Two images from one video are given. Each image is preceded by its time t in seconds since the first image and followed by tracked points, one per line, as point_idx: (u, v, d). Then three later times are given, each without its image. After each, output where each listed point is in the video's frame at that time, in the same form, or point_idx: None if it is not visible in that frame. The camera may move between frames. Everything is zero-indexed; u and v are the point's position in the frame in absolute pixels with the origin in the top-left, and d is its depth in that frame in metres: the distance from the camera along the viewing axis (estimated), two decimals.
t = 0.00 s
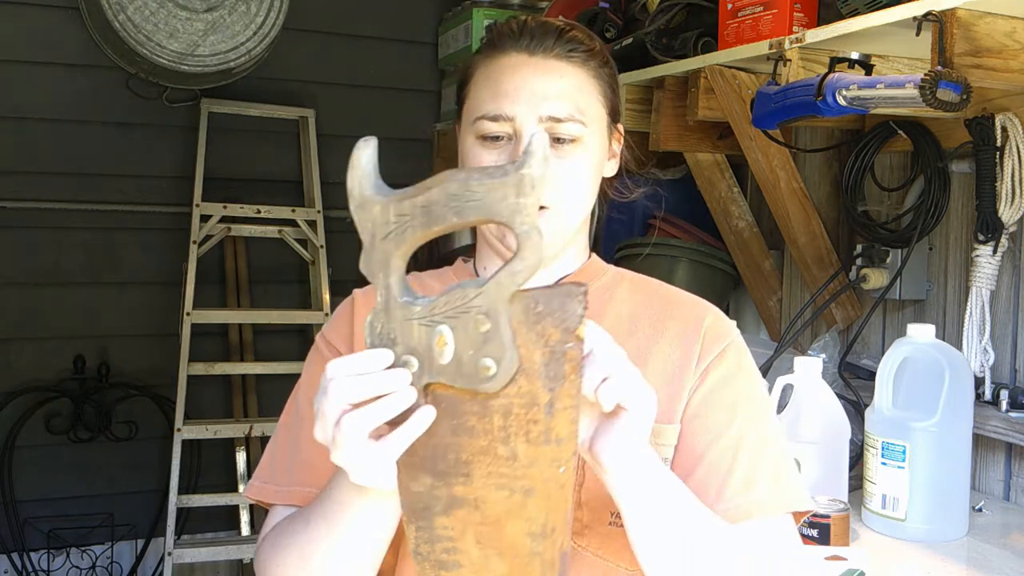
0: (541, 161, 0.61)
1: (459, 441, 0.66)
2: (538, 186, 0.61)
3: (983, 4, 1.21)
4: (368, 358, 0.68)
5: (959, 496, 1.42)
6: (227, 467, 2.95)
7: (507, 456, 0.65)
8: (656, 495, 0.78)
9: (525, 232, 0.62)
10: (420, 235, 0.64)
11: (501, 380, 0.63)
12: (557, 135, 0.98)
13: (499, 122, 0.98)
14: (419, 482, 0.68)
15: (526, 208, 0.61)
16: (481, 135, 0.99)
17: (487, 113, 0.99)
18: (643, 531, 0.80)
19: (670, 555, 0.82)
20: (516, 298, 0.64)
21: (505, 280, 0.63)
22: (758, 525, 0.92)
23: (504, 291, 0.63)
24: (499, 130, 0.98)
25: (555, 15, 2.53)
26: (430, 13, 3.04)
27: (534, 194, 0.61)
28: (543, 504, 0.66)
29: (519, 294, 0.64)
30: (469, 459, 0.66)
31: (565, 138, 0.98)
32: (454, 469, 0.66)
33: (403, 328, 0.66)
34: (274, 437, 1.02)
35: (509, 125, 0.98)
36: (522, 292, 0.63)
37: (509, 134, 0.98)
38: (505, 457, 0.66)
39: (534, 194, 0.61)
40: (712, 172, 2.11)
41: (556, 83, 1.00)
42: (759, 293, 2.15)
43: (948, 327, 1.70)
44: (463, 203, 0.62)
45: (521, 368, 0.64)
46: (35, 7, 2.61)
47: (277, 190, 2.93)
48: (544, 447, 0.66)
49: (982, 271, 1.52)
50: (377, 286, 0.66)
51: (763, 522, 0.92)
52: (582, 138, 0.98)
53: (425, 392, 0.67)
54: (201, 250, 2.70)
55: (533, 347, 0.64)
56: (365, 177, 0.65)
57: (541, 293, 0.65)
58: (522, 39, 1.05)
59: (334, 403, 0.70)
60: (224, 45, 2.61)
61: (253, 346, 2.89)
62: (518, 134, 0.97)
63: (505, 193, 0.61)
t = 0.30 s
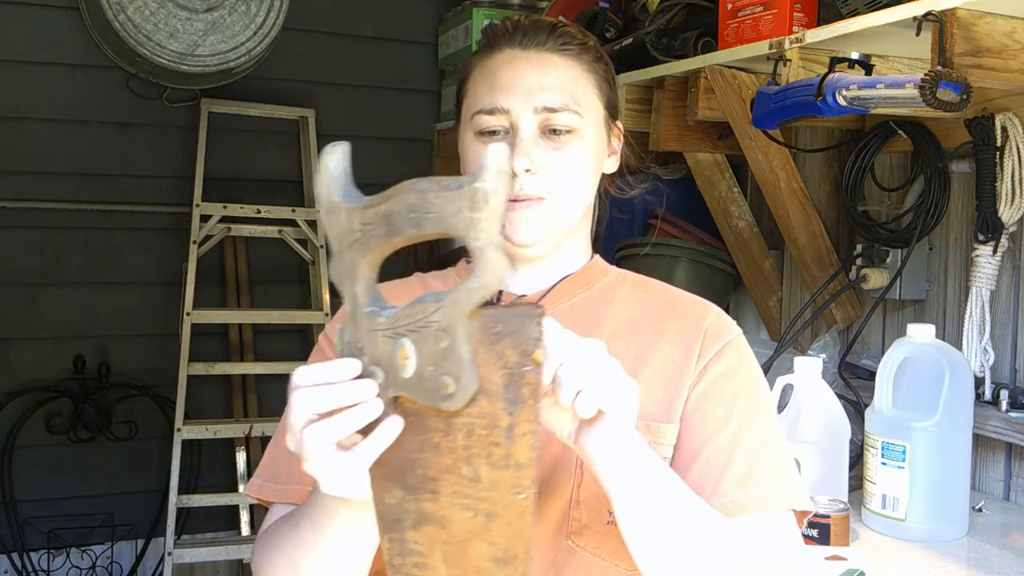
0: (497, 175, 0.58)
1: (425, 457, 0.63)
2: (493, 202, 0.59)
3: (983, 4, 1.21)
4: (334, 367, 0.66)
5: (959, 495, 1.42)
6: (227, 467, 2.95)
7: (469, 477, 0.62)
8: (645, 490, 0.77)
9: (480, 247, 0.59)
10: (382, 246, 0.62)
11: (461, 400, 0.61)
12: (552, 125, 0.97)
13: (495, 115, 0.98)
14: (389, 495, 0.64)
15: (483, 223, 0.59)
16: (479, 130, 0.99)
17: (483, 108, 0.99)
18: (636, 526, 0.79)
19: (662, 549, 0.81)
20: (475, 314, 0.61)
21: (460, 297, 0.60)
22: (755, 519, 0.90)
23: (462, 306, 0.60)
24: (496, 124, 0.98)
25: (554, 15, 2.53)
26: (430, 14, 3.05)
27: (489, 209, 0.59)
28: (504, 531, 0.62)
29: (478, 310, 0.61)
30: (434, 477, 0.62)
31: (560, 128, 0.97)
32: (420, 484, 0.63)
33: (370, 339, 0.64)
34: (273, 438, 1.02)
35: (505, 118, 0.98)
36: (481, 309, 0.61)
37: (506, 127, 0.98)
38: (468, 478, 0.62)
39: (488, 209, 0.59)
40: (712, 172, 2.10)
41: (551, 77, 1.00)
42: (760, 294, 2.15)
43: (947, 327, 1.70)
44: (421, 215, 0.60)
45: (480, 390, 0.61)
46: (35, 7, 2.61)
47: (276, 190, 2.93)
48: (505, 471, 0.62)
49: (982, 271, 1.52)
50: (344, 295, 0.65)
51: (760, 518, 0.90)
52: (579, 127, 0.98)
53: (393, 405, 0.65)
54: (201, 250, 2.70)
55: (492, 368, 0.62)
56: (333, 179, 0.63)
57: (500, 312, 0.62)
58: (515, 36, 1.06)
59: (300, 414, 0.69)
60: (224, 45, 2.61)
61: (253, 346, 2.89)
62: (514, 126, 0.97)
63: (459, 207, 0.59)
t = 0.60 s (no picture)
0: (417, 180, 0.57)
1: (373, 464, 0.63)
2: (413, 205, 0.57)
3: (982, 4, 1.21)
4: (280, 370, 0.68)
5: (961, 495, 1.42)
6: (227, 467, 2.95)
7: (411, 483, 0.61)
8: (620, 490, 0.73)
9: (406, 251, 0.58)
10: (319, 249, 0.63)
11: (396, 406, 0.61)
12: (548, 118, 0.99)
13: (493, 110, 1.00)
14: (344, 498, 0.65)
15: (407, 226, 0.58)
16: (477, 125, 1.01)
17: (481, 103, 1.01)
18: (610, 524, 0.75)
19: (635, 552, 0.76)
20: (406, 319, 0.60)
21: (390, 302, 0.60)
22: (752, 519, 0.85)
23: (392, 311, 0.60)
24: (494, 118, 1.00)
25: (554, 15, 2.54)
26: (430, 14, 3.05)
27: (408, 212, 0.57)
28: (445, 539, 0.61)
29: (410, 315, 0.61)
30: (382, 481, 0.63)
31: (557, 121, 0.98)
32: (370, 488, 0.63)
33: (314, 342, 0.66)
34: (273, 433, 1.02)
35: (502, 112, 0.99)
36: (413, 312, 0.60)
37: (502, 122, 1.00)
38: (410, 484, 0.62)
39: (410, 212, 0.57)
40: (712, 172, 2.10)
41: (547, 71, 1.01)
42: (760, 293, 2.15)
43: (947, 327, 1.70)
44: (351, 218, 0.60)
45: (417, 396, 0.61)
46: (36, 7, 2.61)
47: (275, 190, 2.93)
48: (443, 478, 0.61)
49: (982, 271, 1.52)
50: (290, 298, 0.67)
51: (757, 517, 0.85)
52: (575, 120, 0.99)
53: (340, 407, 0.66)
54: (201, 250, 2.70)
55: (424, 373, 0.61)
56: (274, 183, 0.67)
57: (431, 317, 0.61)
58: (513, 34, 1.07)
59: (247, 414, 0.70)
60: (224, 45, 2.62)
61: (253, 346, 2.89)
62: (512, 120, 0.99)
63: (383, 210, 0.58)
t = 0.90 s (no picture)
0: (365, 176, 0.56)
1: (344, 458, 0.64)
2: (363, 201, 0.57)
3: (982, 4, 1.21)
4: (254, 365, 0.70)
5: (959, 496, 1.42)
6: (227, 468, 2.94)
7: (376, 479, 0.63)
8: (593, 498, 0.74)
9: (357, 248, 0.58)
10: (283, 244, 0.64)
11: (359, 399, 0.62)
12: (550, 117, 1.00)
13: (497, 110, 1.02)
14: (318, 492, 0.67)
15: (358, 224, 0.57)
16: (482, 125, 1.03)
17: (487, 103, 1.04)
18: (584, 524, 0.75)
19: (621, 561, 0.76)
20: (363, 314, 0.61)
21: (346, 297, 0.61)
22: (734, 519, 0.84)
23: (349, 306, 0.61)
24: (498, 118, 1.02)
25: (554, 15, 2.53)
26: (430, 14, 3.05)
27: (358, 210, 0.57)
28: (409, 534, 0.62)
29: (366, 311, 0.61)
30: (351, 475, 0.64)
31: (559, 119, 1.00)
32: (342, 483, 0.65)
33: (283, 335, 0.67)
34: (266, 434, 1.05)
35: (506, 112, 1.02)
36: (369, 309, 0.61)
37: (506, 121, 1.02)
38: (376, 479, 0.63)
39: (360, 208, 0.57)
40: (712, 172, 2.10)
41: (550, 71, 1.02)
42: (760, 293, 2.15)
43: (948, 327, 1.70)
44: (309, 213, 0.61)
45: (377, 392, 0.61)
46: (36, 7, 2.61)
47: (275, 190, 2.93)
48: (404, 474, 0.62)
49: (982, 271, 1.52)
50: (261, 292, 0.68)
51: (741, 517, 0.84)
52: (578, 119, 1.00)
53: (312, 401, 0.68)
54: (201, 250, 2.70)
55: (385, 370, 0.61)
56: (246, 178, 0.68)
57: (384, 313, 0.61)
58: (520, 33, 1.08)
59: (222, 407, 0.71)
60: (224, 45, 2.62)
61: (253, 346, 2.89)
62: (515, 120, 1.01)
63: (336, 207, 0.58)
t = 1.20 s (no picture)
0: (349, 181, 0.55)
1: (338, 461, 0.64)
2: (347, 207, 0.55)
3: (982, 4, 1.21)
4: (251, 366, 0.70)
5: (959, 496, 1.42)
6: (227, 468, 2.94)
7: (367, 484, 0.62)
8: (585, 504, 0.75)
9: (343, 254, 0.56)
10: (278, 245, 0.64)
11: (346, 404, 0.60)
12: (551, 118, 1.00)
13: (498, 111, 1.03)
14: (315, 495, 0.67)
15: (343, 230, 0.56)
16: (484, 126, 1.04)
17: (488, 104, 1.04)
18: (573, 522, 0.75)
19: (614, 562, 0.76)
20: (353, 320, 0.59)
21: (334, 302, 0.59)
22: (726, 516, 0.85)
23: (336, 312, 0.59)
24: (499, 119, 1.03)
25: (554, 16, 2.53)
26: (430, 14, 3.05)
27: (342, 215, 0.55)
28: (398, 542, 0.61)
29: (357, 316, 0.59)
30: (344, 480, 0.64)
31: (559, 120, 1.00)
32: (337, 487, 0.64)
33: (280, 337, 0.67)
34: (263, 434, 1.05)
35: (507, 114, 1.02)
36: (358, 315, 0.59)
37: (507, 122, 1.02)
38: (367, 485, 0.62)
39: (344, 214, 0.55)
40: (712, 172, 2.10)
41: (552, 72, 1.02)
42: (760, 293, 2.15)
43: (948, 327, 1.70)
44: (301, 217, 0.60)
45: (368, 398, 0.60)
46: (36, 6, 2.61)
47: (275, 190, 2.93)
48: (393, 482, 0.61)
49: (982, 271, 1.52)
50: (260, 293, 0.69)
51: (732, 513, 0.85)
52: (578, 120, 1.00)
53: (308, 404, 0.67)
54: (201, 250, 2.70)
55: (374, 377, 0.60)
56: (243, 179, 0.69)
57: (376, 320, 0.59)
58: (522, 32, 1.08)
59: (222, 407, 0.73)
60: (224, 45, 2.62)
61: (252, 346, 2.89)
62: (515, 121, 1.01)
63: (323, 212, 0.57)
